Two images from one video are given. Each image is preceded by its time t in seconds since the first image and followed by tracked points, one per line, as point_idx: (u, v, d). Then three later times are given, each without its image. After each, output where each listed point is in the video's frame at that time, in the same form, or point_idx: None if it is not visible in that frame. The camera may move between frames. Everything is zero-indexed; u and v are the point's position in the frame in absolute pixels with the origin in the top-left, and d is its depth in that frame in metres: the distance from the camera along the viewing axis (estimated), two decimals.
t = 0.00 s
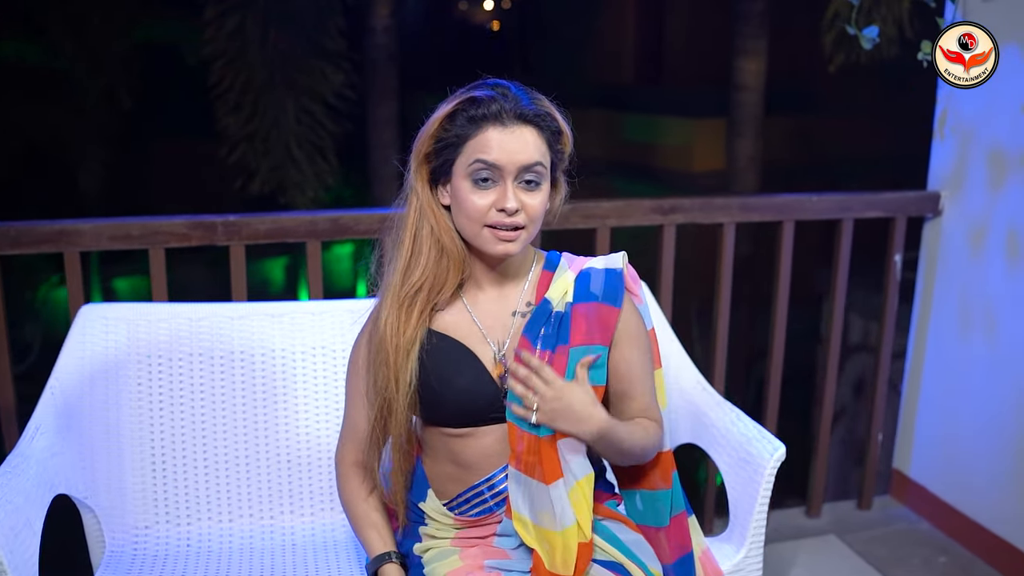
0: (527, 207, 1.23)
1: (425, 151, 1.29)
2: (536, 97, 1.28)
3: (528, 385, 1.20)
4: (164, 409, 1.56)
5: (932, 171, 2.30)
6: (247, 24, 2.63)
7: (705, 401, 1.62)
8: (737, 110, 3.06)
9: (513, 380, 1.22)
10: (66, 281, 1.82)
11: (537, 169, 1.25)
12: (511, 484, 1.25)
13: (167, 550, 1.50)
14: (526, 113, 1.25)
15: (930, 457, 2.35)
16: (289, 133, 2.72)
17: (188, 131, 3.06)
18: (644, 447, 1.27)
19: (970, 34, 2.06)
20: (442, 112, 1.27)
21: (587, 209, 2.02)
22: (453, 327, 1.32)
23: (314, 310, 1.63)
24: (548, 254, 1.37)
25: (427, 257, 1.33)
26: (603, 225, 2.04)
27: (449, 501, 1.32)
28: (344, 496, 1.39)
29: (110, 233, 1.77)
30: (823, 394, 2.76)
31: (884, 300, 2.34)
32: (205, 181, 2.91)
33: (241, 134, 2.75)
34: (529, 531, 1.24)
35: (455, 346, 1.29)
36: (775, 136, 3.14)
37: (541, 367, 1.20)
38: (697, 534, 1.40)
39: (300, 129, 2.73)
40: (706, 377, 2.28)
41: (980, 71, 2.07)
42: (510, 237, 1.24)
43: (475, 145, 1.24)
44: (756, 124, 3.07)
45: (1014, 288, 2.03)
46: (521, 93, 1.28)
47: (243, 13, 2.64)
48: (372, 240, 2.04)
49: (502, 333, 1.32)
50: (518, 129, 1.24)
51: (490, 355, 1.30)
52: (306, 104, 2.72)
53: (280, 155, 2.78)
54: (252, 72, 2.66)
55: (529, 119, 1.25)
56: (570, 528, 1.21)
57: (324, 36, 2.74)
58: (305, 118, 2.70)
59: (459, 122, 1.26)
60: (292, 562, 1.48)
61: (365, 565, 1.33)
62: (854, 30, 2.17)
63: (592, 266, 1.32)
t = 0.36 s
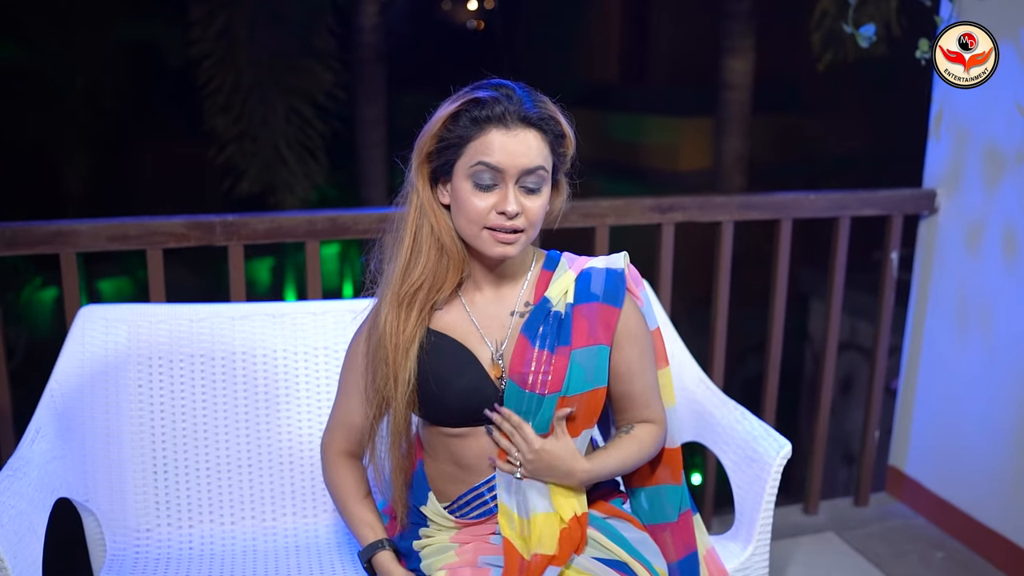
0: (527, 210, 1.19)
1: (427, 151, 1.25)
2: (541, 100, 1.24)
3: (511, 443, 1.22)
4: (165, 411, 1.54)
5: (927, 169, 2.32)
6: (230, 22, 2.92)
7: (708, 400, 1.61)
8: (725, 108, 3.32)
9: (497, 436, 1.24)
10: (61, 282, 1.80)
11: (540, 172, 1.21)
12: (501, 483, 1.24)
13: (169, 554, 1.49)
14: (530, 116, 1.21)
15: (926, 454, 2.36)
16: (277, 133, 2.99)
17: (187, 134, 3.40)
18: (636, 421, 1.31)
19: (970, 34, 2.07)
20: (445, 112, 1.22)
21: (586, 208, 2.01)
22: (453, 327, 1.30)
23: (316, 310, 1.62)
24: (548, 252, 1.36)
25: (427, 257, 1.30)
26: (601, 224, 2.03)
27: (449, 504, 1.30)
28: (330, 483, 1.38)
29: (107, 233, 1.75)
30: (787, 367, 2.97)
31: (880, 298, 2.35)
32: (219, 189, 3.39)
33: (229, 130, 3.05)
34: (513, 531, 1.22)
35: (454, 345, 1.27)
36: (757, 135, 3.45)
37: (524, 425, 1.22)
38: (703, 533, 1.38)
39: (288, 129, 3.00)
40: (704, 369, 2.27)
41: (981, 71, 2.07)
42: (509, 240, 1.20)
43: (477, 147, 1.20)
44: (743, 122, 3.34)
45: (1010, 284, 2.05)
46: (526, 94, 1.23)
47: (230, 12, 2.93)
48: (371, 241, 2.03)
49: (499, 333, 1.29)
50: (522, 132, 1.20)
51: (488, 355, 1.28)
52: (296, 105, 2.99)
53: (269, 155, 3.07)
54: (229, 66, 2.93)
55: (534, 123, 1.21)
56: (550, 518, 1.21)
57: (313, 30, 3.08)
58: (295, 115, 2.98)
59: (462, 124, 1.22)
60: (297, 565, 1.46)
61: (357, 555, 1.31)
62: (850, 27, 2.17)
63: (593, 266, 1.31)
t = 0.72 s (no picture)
0: (534, 213, 1.18)
1: (436, 149, 1.24)
2: (553, 103, 1.22)
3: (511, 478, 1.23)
4: (168, 412, 1.54)
5: (924, 167, 2.33)
6: (227, 23, 2.68)
7: (711, 396, 1.61)
8: (713, 109, 3.05)
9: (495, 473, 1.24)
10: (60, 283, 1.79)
11: (549, 176, 1.20)
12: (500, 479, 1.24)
13: (173, 555, 1.48)
14: (541, 120, 1.20)
15: (924, 452, 2.37)
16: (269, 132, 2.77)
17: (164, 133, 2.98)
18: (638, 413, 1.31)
19: (970, 34, 2.08)
20: (456, 112, 1.21)
21: (587, 207, 2.01)
22: (456, 325, 1.28)
23: (319, 309, 1.61)
24: (551, 249, 1.34)
25: (430, 253, 1.30)
26: (602, 223, 2.03)
27: (455, 506, 1.29)
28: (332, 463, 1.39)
29: (107, 233, 1.74)
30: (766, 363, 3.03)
31: (878, 295, 2.36)
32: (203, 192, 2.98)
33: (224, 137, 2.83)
34: (508, 524, 1.24)
35: (455, 341, 1.26)
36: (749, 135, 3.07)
37: (519, 459, 1.22)
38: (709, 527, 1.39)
39: (281, 129, 2.78)
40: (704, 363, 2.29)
41: (980, 71, 2.08)
42: (515, 242, 1.20)
43: (487, 149, 1.19)
44: (734, 126, 3.08)
45: (1008, 282, 2.06)
46: (539, 97, 1.22)
47: (222, 11, 2.68)
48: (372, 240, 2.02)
49: (501, 330, 1.28)
50: (532, 136, 1.19)
51: (489, 352, 1.26)
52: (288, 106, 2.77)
53: (261, 155, 2.81)
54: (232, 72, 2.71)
55: (545, 126, 1.20)
56: (541, 510, 1.23)
57: (309, 29, 2.79)
58: (291, 116, 2.77)
59: (473, 124, 1.20)
60: (303, 564, 1.46)
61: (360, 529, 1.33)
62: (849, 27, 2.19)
63: (597, 263, 1.29)
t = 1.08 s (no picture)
0: (548, 217, 1.19)
1: (451, 150, 1.24)
2: (568, 107, 1.23)
3: (525, 518, 1.24)
4: (178, 413, 1.54)
5: (924, 167, 2.35)
6: (227, 22, 2.60)
7: (718, 396, 1.62)
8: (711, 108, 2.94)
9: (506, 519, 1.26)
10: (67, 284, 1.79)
11: (563, 180, 1.21)
12: (514, 477, 1.25)
13: (184, 555, 1.48)
14: (558, 124, 1.20)
15: (925, 450, 2.38)
16: (268, 132, 2.65)
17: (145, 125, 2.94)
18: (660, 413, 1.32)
19: (970, 34, 2.10)
20: (472, 115, 1.21)
21: (592, 207, 2.02)
22: (465, 321, 1.29)
23: (328, 310, 1.61)
24: (562, 250, 1.34)
25: (443, 252, 1.30)
26: (606, 223, 2.04)
27: (467, 508, 1.29)
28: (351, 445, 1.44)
29: (113, 235, 1.74)
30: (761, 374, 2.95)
31: (879, 296, 2.38)
32: (208, 194, 2.84)
33: (223, 136, 2.68)
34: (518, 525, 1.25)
35: (465, 339, 1.26)
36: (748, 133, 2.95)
37: (525, 495, 1.24)
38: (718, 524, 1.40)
39: (279, 129, 2.67)
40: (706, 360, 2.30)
41: (980, 71, 2.10)
42: (529, 245, 1.21)
43: (503, 152, 1.19)
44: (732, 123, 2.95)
45: (1009, 281, 2.08)
46: (555, 100, 1.23)
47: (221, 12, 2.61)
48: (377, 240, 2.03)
49: (511, 327, 1.28)
50: (548, 141, 1.19)
51: (498, 348, 1.27)
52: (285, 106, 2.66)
53: (258, 155, 2.69)
54: (230, 72, 2.61)
55: (561, 131, 1.21)
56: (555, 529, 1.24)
57: (310, 32, 2.74)
58: (291, 116, 2.67)
59: (489, 126, 1.21)
60: (313, 564, 1.46)
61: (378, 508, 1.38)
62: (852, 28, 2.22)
63: (608, 265, 1.29)
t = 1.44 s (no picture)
0: (562, 217, 1.20)
1: (466, 151, 1.25)
2: (583, 108, 1.24)
3: (544, 519, 1.25)
4: (189, 412, 1.54)
5: (928, 167, 2.36)
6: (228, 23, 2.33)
7: (726, 395, 1.63)
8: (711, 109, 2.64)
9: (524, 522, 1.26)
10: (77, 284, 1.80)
11: (577, 181, 1.22)
12: (528, 477, 1.26)
13: (195, 554, 1.49)
14: (572, 125, 1.21)
15: (929, 447, 2.39)
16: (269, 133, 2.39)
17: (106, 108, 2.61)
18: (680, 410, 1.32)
19: (970, 34, 2.11)
20: (487, 116, 1.23)
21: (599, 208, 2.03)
22: (479, 316, 1.30)
23: (338, 310, 1.62)
24: (576, 250, 1.35)
25: (460, 252, 1.31)
26: (613, 223, 2.05)
27: (482, 507, 1.31)
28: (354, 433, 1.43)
29: (123, 235, 1.75)
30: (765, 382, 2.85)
31: (883, 296, 2.39)
32: (206, 193, 2.42)
33: (222, 136, 2.38)
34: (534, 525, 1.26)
35: (480, 335, 1.27)
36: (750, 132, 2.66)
37: (540, 496, 1.25)
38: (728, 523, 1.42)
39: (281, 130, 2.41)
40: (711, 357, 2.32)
41: (981, 71, 2.11)
42: (543, 245, 1.22)
43: (517, 153, 1.20)
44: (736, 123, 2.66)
45: (1013, 281, 2.09)
46: (569, 102, 1.24)
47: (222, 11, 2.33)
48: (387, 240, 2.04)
49: (525, 323, 1.29)
50: (563, 142, 1.20)
51: (513, 344, 1.28)
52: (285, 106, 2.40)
53: (261, 157, 2.41)
54: (231, 71, 2.35)
55: (575, 132, 1.22)
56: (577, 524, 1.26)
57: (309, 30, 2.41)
58: (292, 116, 2.41)
59: (504, 128, 1.22)
60: (325, 563, 1.47)
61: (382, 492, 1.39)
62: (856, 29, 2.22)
63: (623, 267, 1.29)
